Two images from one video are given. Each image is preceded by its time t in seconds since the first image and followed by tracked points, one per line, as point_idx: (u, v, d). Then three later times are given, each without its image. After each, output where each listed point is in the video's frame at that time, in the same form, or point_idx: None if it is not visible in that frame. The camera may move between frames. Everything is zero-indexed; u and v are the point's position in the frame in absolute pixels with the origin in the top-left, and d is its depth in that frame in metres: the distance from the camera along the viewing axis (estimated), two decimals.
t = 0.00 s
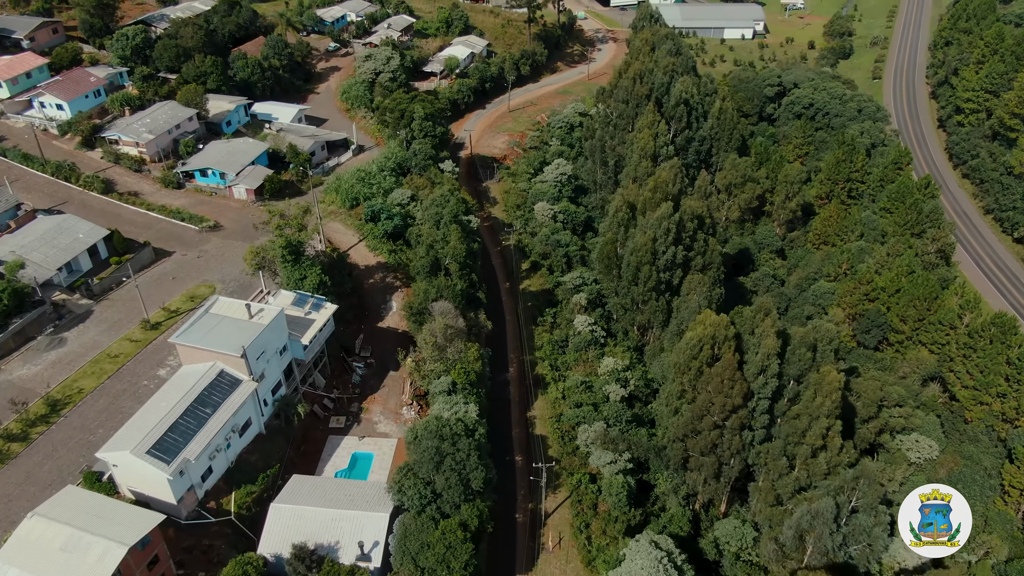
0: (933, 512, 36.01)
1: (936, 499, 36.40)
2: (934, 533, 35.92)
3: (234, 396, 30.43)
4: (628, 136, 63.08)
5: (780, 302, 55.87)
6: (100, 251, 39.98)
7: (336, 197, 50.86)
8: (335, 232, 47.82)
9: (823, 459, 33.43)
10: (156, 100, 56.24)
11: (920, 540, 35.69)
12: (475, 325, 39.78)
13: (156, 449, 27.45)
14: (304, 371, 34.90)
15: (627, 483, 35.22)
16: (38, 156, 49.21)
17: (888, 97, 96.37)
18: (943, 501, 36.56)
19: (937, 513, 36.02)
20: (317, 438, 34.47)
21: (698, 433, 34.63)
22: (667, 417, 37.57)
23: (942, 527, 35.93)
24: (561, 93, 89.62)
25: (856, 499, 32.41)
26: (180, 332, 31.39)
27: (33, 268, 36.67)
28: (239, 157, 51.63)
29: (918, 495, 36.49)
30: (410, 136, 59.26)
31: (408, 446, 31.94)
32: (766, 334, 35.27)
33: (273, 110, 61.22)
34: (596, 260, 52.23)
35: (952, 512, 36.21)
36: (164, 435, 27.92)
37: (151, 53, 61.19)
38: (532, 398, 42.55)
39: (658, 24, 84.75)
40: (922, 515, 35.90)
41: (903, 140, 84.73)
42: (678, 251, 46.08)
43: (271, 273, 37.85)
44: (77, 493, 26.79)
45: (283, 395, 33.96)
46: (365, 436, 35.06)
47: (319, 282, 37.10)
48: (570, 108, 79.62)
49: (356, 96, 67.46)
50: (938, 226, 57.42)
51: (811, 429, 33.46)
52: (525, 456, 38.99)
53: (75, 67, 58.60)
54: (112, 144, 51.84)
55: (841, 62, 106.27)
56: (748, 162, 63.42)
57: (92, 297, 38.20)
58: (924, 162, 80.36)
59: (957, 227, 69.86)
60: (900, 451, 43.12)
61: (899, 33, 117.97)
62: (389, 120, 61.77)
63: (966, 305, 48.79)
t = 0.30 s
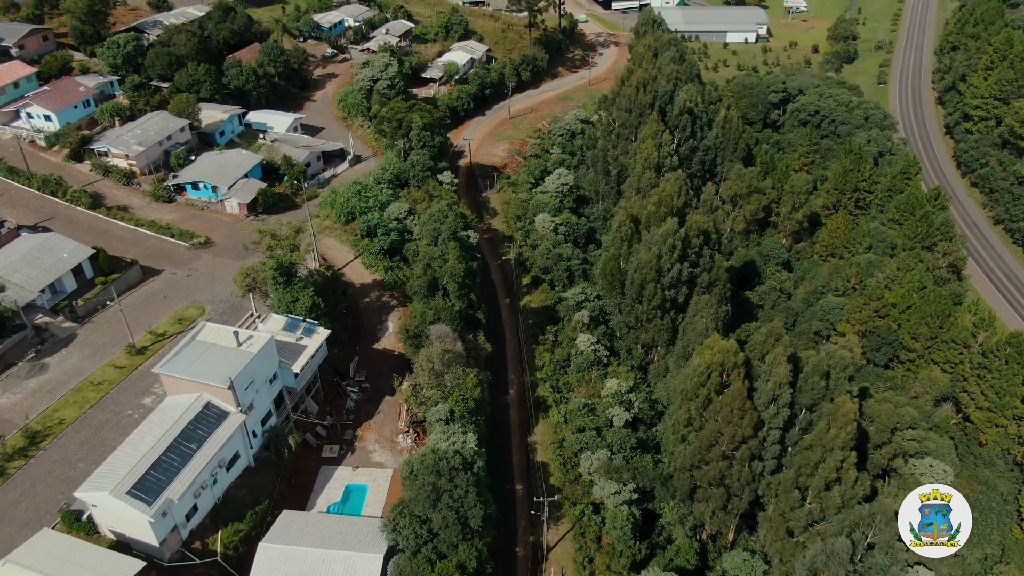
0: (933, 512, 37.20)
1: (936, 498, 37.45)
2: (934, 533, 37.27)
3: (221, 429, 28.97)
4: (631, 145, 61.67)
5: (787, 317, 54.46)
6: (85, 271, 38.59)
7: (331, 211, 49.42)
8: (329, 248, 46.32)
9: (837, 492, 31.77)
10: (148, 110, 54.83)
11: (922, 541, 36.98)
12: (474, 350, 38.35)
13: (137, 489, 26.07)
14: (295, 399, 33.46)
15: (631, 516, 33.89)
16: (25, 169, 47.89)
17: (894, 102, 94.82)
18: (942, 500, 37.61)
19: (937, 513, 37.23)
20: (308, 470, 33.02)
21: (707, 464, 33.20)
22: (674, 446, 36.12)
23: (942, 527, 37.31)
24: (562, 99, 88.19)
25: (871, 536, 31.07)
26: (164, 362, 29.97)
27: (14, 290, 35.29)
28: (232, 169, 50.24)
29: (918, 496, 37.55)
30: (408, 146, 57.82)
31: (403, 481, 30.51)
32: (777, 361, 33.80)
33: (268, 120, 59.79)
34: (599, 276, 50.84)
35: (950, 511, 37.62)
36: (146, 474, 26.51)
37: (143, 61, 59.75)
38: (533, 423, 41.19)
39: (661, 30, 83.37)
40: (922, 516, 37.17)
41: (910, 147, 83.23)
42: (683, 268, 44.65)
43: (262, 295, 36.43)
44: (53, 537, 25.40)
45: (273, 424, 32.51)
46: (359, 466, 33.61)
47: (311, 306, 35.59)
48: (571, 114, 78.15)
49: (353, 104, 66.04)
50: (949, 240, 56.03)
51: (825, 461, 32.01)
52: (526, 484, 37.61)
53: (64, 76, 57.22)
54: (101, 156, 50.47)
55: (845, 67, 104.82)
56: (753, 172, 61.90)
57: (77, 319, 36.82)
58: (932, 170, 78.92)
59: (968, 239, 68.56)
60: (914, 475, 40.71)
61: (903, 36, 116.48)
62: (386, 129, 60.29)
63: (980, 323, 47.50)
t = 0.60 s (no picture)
0: (933, 511, 36.16)
1: (936, 498, 36.49)
2: (933, 533, 36.13)
3: (206, 466, 27.57)
4: (635, 156, 60.25)
5: (795, 333, 52.96)
6: (69, 292, 37.23)
7: (324, 225, 47.82)
8: (323, 266, 44.79)
9: (852, 528, 30.13)
10: (138, 121, 53.49)
11: (921, 540, 35.47)
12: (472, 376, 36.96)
13: (116, 533, 24.70)
14: (286, 430, 32.06)
15: (634, 552, 32.58)
16: (11, 184, 46.57)
17: (900, 108, 93.42)
18: (942, 500, 36.77)
19: (937, 512, 36.22)
20: (300, 503, 31.62)
21: (716, 497, 31.77)
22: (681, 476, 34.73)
23: (941, 527, 36.32)
24: (564, 105, 86.79)
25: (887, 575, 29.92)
26: (147, 395, 28.57)
27: None
28: (224, 182, 48.82)
29: (917, 495, 36.57)
30: (406, 157, 56.40)
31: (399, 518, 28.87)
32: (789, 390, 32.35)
33: (262, 129, 58.37)
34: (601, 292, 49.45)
35: (950, 511, 36.84)
36: (126, 517, 25.13)
37: (134, 69, 58.33)
38: (534, 448, 39.79)
39: (664, 35, 81.95)
40: (922, 516, 36.12)
41: (918, 155, 81.84)
42: (689, 286, 43.22)
43: (252, 318, 35.00)
44: None
45: (263, 457, 31.10)
46: (353, 499, 32.19)
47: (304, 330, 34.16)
48: (572, 121, 76.68)
49: (350, 112, 64.61)
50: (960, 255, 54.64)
51: (840, 496, 30.43)
52: (527, 515, 36.19)
53: (54, 85, 55.83)
54: (90, 169, 49.10)
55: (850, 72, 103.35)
56: (760, 183, 60.43)
57: (60, 344, 35.45)
58: (941, 180, 77.58)
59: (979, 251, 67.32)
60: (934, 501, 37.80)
61: (908, 40, 115.07)
62: (383, 139, 58.84)
63: (995, 343, 46.17)
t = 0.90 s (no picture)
0: (933, 512, 34.63)
1: (936, 498, 34.89)
2: (935, 533, 34.78)
3: (190, 507, 26.12)
4: (638, 167, 58.81)
5: (803, 351, 51.51)
6: (52, 316, 35.84)
7: (320, 241, 46.45)
8: (318, 285, 43.34)
9: (869, 569, 28.76)
10: (129, 133, 52.12)
11: (922, 541, 34.24)
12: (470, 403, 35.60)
13: None
14: (275, 463, 30.60)
15: None
16: None
17: (906, 114, 92.02)
18: (942, 501, 35.19)
19: (937, 513, 34.71)
20: (291, 540, 30.17)
21: (725, 534, 30.34)
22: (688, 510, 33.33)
23: (942, 527, 34.91)
24: (565, 112, 85.37)
25: None
26: (127, 431, 27.11)
27: None
28: (216, 196, 47.40)
29: (917, 495, 34.94)
30: (404, 168, 54.94)
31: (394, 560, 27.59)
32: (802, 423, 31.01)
33: (256, 140, 56.95)
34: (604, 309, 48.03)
35: (951, 512, 35.20)
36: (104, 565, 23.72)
37: (126, 78, 56.85)
38: (535, 476, 38.42)
39: (667, 41, 80.51)
40: (922, 516, 34.46)
41: (925, 163, 80.47)
42: (696, 305, 41.74)
43: (241, 344, 33.56)
44: None
45: (251, 493, 29.62)
46: (346, 535, 30.72)
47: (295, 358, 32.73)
48: (574, 129, 75.20)
49: (346, 121, 63.13)
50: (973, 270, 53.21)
51: (856, 536, 29.08)
52: (528, 548, 34.90)
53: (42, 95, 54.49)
54: (78, 183, 47.72)
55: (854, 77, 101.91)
56: (766, 195, 58.97)
57: (41, 371, 34.04)
58: (950, 189, 76.25)
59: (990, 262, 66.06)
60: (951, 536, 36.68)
61: (913, 44, 113.66)
62: (380, 149, 57.36)
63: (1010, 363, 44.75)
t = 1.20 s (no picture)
0: (934, 512, 31.73)
1: (936, 499, 32.16)
2: (934, 534, 31.78)
3: (172, 553, 24.66)
4: (641, 178, 57.34)
5: (812, 369, 50.05)
6: (33, 341, 34.45)
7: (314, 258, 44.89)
8: (311, 305, 41.89)
9: None
10: (118, 145, 50.74)
11: (922, 541, 31.08)
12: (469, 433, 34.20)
13: None
14: (264, 500, 29.14)
15: None
16: None
17: (913, 120, 90.61)
18: (943, 502, 32.53)
19: (938, 513, 31.86)
20: None
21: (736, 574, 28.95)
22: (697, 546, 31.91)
23: (943, 528, 32.03)
24: (566, 119, 83.91)
25: None
26: (106, 472, 25.64)
27: None
28: (207, 211, 45.97)
29: (917, 494, 32.16)
30: (401, 180, 53.41)
31: None
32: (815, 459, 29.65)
33: (250, 151, 55.54)
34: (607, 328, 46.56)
35: (951, 512, 32.34)
36: None
37: (116, 88, 55.38)
38: (537, 507, 37.06)
39: (670, 47, 79.05)
40: (922, 515, 31.64)
41: (933, 171, 79.11)
42: (702, 326, 40.25)
43: (230, 372, 32.13)
44: None
45: (239, 532, 28.14)
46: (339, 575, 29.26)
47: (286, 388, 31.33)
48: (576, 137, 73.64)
49: (343, 131, 61.63)
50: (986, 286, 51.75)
51: None
52: None
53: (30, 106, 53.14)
54: (65, 198, 46.33)
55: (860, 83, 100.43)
56: (773, 207, 57.53)
57: (21, 400, 32.64)
58: (959, 198, 74.93)
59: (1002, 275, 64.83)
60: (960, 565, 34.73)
61: (919, 48, 112.24)
62: (376, 160, 55.83)
63: None
